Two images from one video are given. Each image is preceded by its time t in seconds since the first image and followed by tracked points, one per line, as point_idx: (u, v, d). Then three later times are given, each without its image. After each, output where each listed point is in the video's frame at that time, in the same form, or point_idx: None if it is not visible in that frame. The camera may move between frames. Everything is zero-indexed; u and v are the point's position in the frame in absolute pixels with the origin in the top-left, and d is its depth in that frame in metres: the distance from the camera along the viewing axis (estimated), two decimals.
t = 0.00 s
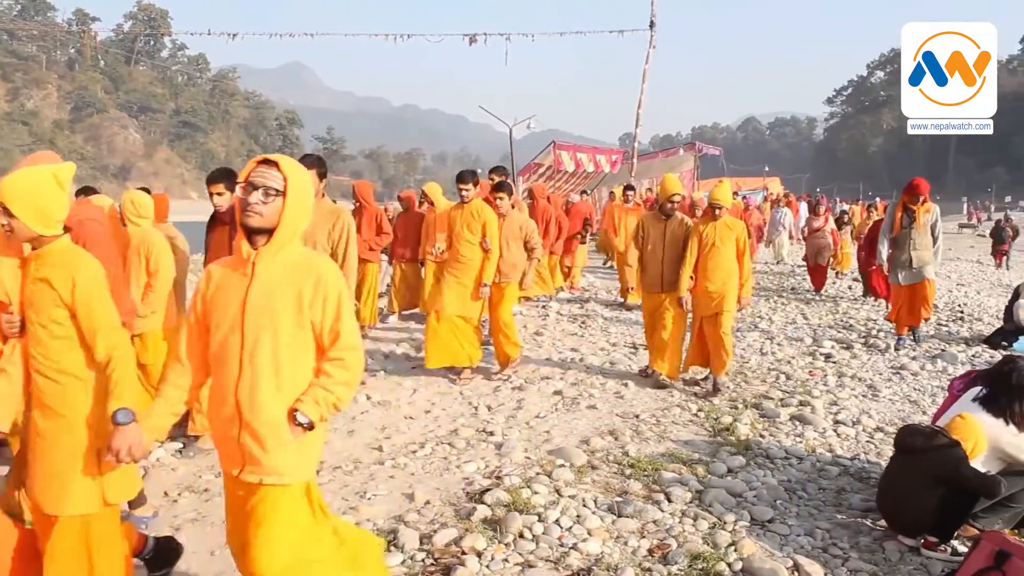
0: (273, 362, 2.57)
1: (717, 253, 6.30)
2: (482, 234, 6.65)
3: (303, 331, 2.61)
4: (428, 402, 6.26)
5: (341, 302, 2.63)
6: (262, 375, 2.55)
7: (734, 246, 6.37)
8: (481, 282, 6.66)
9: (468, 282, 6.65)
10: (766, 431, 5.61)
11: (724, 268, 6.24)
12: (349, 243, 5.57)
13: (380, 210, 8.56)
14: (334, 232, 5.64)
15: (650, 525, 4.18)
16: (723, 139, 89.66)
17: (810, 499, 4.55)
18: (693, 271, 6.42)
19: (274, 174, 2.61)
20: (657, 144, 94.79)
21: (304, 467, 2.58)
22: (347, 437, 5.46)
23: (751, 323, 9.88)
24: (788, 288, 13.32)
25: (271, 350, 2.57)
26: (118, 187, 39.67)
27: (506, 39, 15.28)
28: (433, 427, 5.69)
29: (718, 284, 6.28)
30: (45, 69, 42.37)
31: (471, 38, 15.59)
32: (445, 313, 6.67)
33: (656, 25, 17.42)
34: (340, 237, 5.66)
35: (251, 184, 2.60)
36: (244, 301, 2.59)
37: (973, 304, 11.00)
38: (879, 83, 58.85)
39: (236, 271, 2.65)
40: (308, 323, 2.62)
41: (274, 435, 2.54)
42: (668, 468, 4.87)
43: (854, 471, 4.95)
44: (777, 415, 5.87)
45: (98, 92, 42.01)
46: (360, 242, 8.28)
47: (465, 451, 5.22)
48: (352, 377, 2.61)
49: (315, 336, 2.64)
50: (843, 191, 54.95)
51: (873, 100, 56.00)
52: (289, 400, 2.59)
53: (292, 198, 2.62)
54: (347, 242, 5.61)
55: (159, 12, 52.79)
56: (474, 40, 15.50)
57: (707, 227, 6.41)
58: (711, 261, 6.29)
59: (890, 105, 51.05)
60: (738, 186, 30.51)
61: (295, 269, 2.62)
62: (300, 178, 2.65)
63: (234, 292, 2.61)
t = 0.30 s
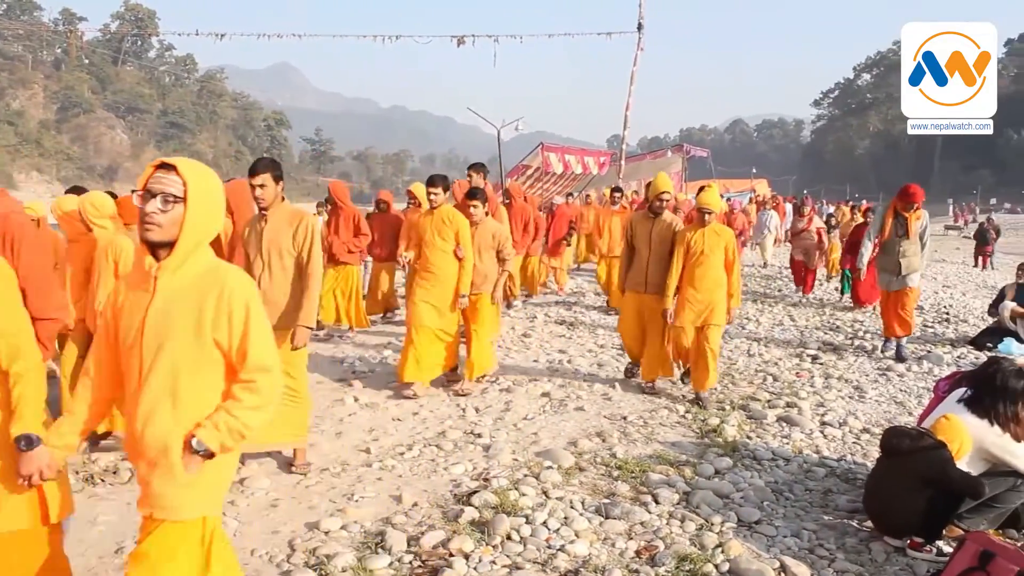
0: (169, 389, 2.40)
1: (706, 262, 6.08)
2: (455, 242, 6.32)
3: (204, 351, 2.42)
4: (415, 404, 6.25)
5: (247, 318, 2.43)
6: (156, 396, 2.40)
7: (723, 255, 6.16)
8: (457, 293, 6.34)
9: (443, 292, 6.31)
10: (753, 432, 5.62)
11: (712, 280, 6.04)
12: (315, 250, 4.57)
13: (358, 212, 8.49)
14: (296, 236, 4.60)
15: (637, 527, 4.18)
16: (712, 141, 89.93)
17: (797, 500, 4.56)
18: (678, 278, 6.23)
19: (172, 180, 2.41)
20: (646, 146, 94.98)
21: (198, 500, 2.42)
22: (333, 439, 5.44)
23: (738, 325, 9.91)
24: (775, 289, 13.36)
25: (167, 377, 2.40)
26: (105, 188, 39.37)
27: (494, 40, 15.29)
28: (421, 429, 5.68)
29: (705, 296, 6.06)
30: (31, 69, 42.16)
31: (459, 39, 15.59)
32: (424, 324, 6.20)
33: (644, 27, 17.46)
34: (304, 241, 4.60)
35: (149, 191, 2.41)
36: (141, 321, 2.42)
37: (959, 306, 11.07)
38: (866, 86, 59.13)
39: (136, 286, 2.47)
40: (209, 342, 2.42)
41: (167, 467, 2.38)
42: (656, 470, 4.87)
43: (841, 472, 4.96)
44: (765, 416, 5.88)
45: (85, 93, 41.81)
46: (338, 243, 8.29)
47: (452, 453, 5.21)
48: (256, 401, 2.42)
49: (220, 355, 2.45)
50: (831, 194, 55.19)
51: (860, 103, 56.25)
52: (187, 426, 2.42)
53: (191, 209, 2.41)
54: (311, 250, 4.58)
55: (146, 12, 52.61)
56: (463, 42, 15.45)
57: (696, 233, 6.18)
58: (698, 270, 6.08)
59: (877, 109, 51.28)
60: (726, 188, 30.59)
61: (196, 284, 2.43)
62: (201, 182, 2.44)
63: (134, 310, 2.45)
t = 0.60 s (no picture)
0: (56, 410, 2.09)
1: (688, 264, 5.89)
2: (425, 241, 6.09)
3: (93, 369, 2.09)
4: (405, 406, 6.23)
5: (143, 334, 2.09)
6: (42, 421, 2.08)
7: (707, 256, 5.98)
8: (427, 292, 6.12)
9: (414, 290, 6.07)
10: (742, 435, 5.63)
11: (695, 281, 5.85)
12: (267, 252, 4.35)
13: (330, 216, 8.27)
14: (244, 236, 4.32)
15: (627, 529, 4.18)
16: (702, 144, 90.12)
17: (786, 503, 4.57)
18: (658, 284, 6.01)
19: (67, 172, 2.09)
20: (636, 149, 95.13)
21: (95, 540, 2.08)
22: (322, 442, 5.42)
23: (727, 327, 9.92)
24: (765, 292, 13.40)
25: (53, 398, 2.09)
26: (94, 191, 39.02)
27: (483, 42, 15.30)
28: (410, 432, 5.66)
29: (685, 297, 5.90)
30: (19, 70, 41.96)
31: (448, 41, 15.59)
32: (401, 321, 5.95)
33: (633, 29, 17.51)
34: (252, 240, 4.34)
35: (41, 184, 2.10)
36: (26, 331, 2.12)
37: (947, 308, 11.12)
38: (855, 90, 59.35)
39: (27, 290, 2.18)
40: (100, 359, 2.08)
41: (54, 504, 2.04)
42: (645, 473, 4.87)
43: (830, 474, 4.97)
44: (754, 419, 5.89)
45: (74, 94, 41.64)
46: (308, 250, 8.08)
47: (442, 456, 5.20)
48: (149, 432, 2.09)
49: (112, 377, 2.12)
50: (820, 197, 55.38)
51: (848, 107, 56.47)
52: (74, 456, 2.09)
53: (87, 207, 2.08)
54: (262, 250, 4.35)
55: (136, 14, 52.46)
56: (453, 45, 15.42)
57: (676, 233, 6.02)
58: (682, 271, 5.89)
59: (865, 112, 51.50)
60: (716, 190, 30.66)
61: (86, 294, 2.09)
62: (104, 175, 2.11)
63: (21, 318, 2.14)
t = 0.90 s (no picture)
0: None
1: (667, 268, 5.70)
2: (403, 250, 5.76)
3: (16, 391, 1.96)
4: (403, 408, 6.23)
5: (66, 355, 1.94)
6: None
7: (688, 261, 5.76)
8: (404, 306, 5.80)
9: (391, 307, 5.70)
10: (741, 436, 5.63)
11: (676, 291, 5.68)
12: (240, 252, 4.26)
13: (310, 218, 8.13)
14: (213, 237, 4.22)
15: (625, 531, 4.18)
16: (699, 146, 90.23)
17: (785, 504, 4.57)
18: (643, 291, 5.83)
19: None
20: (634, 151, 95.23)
21: (24, 567, 2.00)
22: (319, 445, 5.41)
23: (725, 330, 9.91)
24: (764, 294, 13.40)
25: None
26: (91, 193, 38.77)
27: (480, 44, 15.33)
28: (409, 434, 5.66)
29: (668, 306, 5.70)
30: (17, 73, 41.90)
31: (447, 44, 15.61)
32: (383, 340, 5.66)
33: (630, 31, 17.54)
34: (220, 239, 4.22)
35: None
36: None
37: (944, 309, 11.13)
38: (852, 91, 59.41)
39: None
40: (23, 381, 1.95)
41: None
42: (643, 474, 4.87)
43: (828, 475, 4.97)
44: (752, 420, 5.89)
45: (72, 97, 41.59)
46: (290, 251, 7.89)
47: (440, 458, 5.20)
48: (81, 457, 1.96)
49: (35, 400, 1.99)
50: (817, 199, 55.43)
51: (846, 108, 56.58)
52: None
53: None
54: (234, 251, 4.25)
55: (133, 16, 52.43)
56: (450, 48, 15.37)
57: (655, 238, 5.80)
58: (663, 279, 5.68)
59: (862, 114, 51.61)
60: (714, 192, 30.66)
61: None
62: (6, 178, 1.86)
63: None
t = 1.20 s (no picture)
0: None
1: (658, 272, 5.45)
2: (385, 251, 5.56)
3: None
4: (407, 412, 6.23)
5: None
6: None
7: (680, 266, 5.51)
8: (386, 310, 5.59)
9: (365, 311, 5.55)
10: (745, 439, 5.62)
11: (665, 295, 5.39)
12: (201, 274, 4.03)
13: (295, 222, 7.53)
14: (177, 255, 4.04)
15: (630, 534, 4.17)
16: (703, 148, 90.16)
17: (790, 507, 4.55)
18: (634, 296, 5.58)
19: None
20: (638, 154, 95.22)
21: None
22: (324, 449, 5.41)
23: (730, 331, 9.90)
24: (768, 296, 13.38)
25: None
26: (95, 197, 38.76)
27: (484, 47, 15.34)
28: (413, 438, 5.66)
29: (657, 309, 5.42)
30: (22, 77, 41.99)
31: (451, 46, 15.62)
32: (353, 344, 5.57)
33: (633, 34, 17.54)
34: (184, 258, 4.03)
35: None
36: None
37: (949, 311, 11.11)
38: (856, 93, 59.31)
39: None
40: None
41: None
42: (648, 477, 4.87)
43: (833, 478, 4.96)
44: (757, 423, 5.88)
45: (76, 101, 41.68)
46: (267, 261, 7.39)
47: (444, 461, 5.20)
48: None
49: None
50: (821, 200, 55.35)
51: (849, 110, 56.56)
52: None
53: None
54: (195, 271, 4.02)
55: (138, 20, 52.52)
56: (453, 50, 15.36)
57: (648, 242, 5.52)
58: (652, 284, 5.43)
59: (866, 115, 51.58)
60: (718, 195, 30.65)
61: None
62: None
63: None
